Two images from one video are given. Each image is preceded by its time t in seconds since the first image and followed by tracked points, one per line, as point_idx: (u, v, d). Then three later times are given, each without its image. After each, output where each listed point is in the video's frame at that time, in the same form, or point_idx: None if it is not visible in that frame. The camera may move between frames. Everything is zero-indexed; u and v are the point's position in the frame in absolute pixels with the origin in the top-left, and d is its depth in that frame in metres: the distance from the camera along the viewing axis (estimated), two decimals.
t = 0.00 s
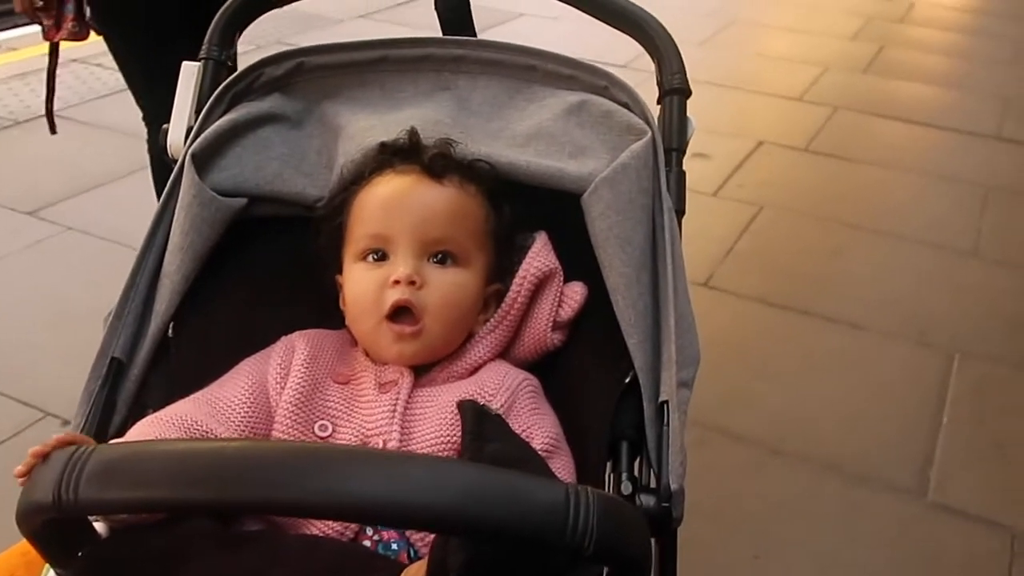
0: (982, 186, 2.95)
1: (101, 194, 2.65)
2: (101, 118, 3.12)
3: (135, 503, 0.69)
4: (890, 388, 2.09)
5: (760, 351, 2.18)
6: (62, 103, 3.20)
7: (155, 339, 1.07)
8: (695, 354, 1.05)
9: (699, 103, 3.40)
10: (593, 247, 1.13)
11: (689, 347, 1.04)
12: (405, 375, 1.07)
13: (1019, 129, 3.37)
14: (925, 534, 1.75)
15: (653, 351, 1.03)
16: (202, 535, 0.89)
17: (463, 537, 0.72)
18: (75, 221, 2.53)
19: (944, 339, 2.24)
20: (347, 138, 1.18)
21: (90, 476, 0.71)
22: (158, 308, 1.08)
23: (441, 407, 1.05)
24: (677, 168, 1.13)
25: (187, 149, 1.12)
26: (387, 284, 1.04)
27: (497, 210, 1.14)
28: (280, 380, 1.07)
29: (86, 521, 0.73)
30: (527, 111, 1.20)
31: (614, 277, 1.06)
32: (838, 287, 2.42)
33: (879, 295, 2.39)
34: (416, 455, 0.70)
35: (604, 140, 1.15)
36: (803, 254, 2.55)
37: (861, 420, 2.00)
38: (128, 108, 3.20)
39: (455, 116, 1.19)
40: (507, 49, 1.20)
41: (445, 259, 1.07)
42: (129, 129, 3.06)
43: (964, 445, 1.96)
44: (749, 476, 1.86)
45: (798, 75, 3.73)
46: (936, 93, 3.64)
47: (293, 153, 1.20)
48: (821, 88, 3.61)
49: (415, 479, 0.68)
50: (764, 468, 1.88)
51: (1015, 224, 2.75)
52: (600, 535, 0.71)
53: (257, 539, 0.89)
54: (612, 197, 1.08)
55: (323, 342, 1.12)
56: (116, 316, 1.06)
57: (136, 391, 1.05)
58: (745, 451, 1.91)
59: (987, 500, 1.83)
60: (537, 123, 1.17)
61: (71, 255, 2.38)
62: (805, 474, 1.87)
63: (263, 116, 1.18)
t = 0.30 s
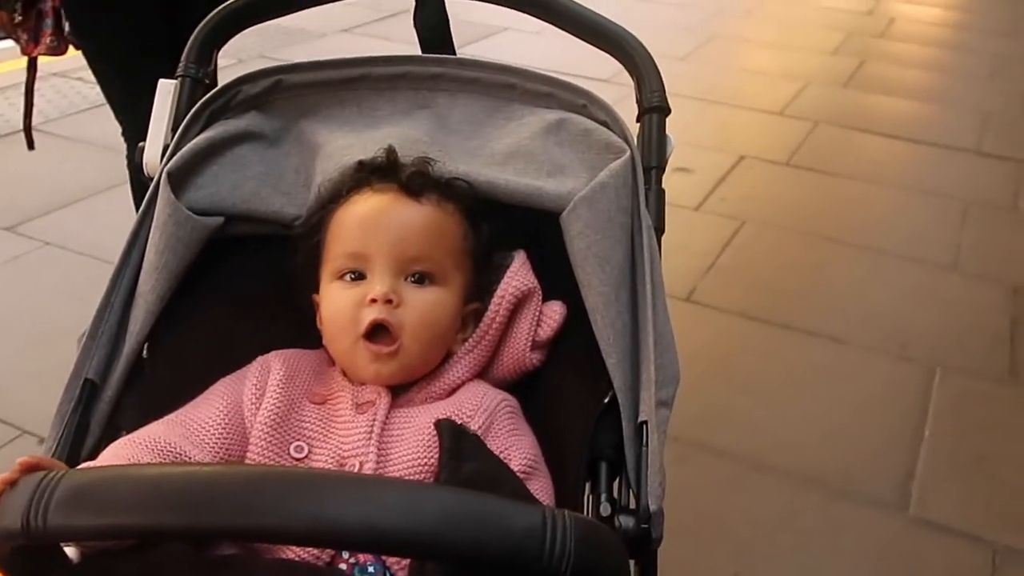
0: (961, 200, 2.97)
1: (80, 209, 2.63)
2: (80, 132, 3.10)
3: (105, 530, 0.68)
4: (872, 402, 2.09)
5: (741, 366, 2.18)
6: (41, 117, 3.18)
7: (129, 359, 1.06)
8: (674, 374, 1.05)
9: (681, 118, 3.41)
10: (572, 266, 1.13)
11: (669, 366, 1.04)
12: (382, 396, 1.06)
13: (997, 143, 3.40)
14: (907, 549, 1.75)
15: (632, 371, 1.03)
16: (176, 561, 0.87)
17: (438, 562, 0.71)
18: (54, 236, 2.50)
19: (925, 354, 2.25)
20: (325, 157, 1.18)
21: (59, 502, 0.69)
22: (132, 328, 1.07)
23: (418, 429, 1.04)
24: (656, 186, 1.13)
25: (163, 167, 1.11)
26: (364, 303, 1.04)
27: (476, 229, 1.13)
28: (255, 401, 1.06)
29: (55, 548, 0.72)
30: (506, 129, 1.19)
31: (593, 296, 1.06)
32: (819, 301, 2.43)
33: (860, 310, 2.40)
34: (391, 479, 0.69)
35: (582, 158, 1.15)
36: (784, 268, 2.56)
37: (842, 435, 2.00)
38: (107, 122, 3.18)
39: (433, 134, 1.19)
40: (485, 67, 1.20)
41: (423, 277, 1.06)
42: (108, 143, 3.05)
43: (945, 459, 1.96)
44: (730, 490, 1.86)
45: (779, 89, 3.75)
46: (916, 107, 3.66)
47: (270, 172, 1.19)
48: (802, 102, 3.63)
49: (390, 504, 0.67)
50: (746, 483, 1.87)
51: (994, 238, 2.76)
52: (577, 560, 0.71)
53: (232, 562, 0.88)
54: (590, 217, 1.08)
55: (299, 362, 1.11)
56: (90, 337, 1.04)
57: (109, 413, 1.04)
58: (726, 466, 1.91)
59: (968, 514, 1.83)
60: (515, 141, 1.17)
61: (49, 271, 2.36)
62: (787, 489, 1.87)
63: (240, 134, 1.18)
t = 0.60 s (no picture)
0: (944, 215, 2.98)
1: (63, 225, 2.62)
2: (64, 148, 3.08)
3: (78, 557, 0.66)
4: (856, 418, 2.09)
5: (724, 381, 2.18)
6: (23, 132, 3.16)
7: (106, 382, 1.05)
8: (657, 394, 1.04)
9: (667, 133, 3.42)
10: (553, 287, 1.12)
11: (650, 387, 1.03)
12: (361, 418, 1.05)
13: (980, 159, 3.42)
14: (892, 565, 1.75)
15: (613, 393, 1.02)
16: None
17: None
18: (36, 252, 2.49)
19: (909, 369, 2.25)
20: (305, 177, 1.18)
21: (34, 528, 0.68)
22: (110, 350, 1.06)
23: (397, 452, 1.03)
24: (638, 206, 1.13)
25: (141, 188, 1.10)
26: (337, 322, 1.03)
27: (456, 250, 1.13)
28: (232, 423, 1.05)
29: None
30: (488, 148, 1.19)
31: (574, 316, 1.05)
32: (803, 317, 2.43)
33: (845, 325, 2.40)
34: (370, 504, 0.69)
35: (564, 179, 1.15)
36: (769, 284, 2.56)
37: (827, 451, 2.00)
38: (92, 137, 3.16)
39: (414, 154, 1.18)
40: (466, 86, 1.19)
41: (397, 298, 1.06)
42: (92, 158, 3.03)
43: (929, 474, 1.96)
44: (715, 506, 1.85)
45: (764, 105, 3.77)
46: (899, 123, 3.68)
47: (248, 192, 1.18)
48: (787, 118, 3.65)
49: (369, 530, 0.66)
50: (731, 499, 1.87)
51: (978, 253, 2.78)
52: None
53: None
54: (571, 237, 1.08)
55: (278, 384, 1.10)
56: (66, 358, 1.04)
57: (85, 437, 1.03)
58: (711, 483, 1.90)
59: (952, 530, 1.83)
60: (497, 161, 1.17)
61: (30, 288, 2.34)
62: (772, 505, 1.86)
63: (218, 154, 1.17)
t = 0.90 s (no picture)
0: (933, 235, 2.99)
1: (53, 249, 2.61)
2: (54, 171, 3.08)
3: None
4: (848, 439, 2.09)
5: (715, 402, 2.18)
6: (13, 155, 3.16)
7: (92, 411, 1.05)
8: (646, 421, 1.03)
9: (658, 154, 3.43)
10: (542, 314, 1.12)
11: (640, 415, 1.03)
12: (348, 447, 1.05)
13: (968, 179, 3.44)
14: None
15: (602, 420, 1.02)
16: None
17: None
18: (25, 276, 2.48)
19: (900, 389, 2.25)
20: (293, 205, 1.17)
21: (16, 562, 0.66)
22: (96, 379, 1.06)
23: (386, 482, 1.03)
24: (627, 233, 1.13)
25: (128, 216, 1.10)
26: (323, 351, 1.03)
27: (445, 277, 1.12)
28: (220, 453, 1.04)
29: None
30: (477, 175, 1.19)
31: (562, 344, 1.05)
32: (794, 338, 2.43)
33: (837, 346, 2.40)
34: (357, 538, 0.68)
35: (553, 206, 1.15)
36: (760, 305, 2.57)
37: (819, 473, 2.00)
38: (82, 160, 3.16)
39: (403, 181, 1.18)
40: (455, 113, 1.20)
41: (384, 326, 1.05)
42: (82, 181, 3.03)
43: (921, 495, 1.96)
44: (707, 529, 1.84)
45: (755, 126, 3.78)
46: (888, 143, 3.70)
47: (237, 220, 1.18)
48: (777, 139, 3.66)
49: (357, 563, 0.66)
50: (723, 522, 1.86)
51: (968, 273, 2.78)
52: None
53: None
54: (560, 264, 1.08)
55: (266, 412, 1.10)
56: (52, 388, 1.03)
57: (71, 467, 1.03)
58: (703, 505, 1.89)
59: (945, 551, 1.83)
60: (486, 188, 1.17)
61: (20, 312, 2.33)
62: (765, 527, 1.85)
63: (206, 181, 1.17)
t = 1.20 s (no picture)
0: (934, 259, 3.00)
1: (58, 276, 2.63)
2: (59, 198, 3.09)
3: None
4: (852, 465, 2.09)
5: (719, 428, 2.18)
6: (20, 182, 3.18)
7: (98, 440, 1.05)
8: (648, 448, 1.04)
9: (659, 180, 3.45)
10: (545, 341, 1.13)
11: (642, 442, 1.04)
12: (353, 474, 1.05)
13: (969, 203, 3.45)
14: None
15: (605, 447, 1.03)
16: None
17: None
18: (30, 303, 2.49)
19: (904, 414, 2.25)
20: (299, 235, 1.19)
21: None
22: (103, 408, 1.06)
23: (390, 510, 1.03)
24: (628, 261, 1.15)
25: (135, 247, 1.11)
26: (327, 379, 1.04)
27: (448, 305, 1.13)
28: (225, 481, 1.05)
29: None
30: (480, 204, 1.21)
31: (565, 371, 1.06)
32: (797, 362, 2.44)
33: (839, 370, 2.41)
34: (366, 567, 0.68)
35: (556, 234, 1.16)
36: (764, 329, 2.57)
37: (824, 499, 1.99)
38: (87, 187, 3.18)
39: (407, 210, 1.20)
40: (459, 143, 1.21)
41: (387, 354, 1.06)
42: (88, 208, 3.04)
43: (925, 520, 1.95)
44: (712, 556, 1.84)
45: (757, 151, 3.80)
46: (888, 167, 3.71)
47: (242, 249, 1.19)
48: (778, 163, 3.68)
49: None
50: (728, 548, 1.86)
51: (969, 297, 2.79)
52: None
53: None
54: (562, 292, 1.09)
55: (271, 440, 1.11)
56: (58, 419, 1.04)
57: (76, 496, 1.04)
58: (708, 531, 1.89)
59: None
60: (489, 217, 1.18)
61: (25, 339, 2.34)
62: (770, 553, 1.85)
63: (212, 211, 1.18)
